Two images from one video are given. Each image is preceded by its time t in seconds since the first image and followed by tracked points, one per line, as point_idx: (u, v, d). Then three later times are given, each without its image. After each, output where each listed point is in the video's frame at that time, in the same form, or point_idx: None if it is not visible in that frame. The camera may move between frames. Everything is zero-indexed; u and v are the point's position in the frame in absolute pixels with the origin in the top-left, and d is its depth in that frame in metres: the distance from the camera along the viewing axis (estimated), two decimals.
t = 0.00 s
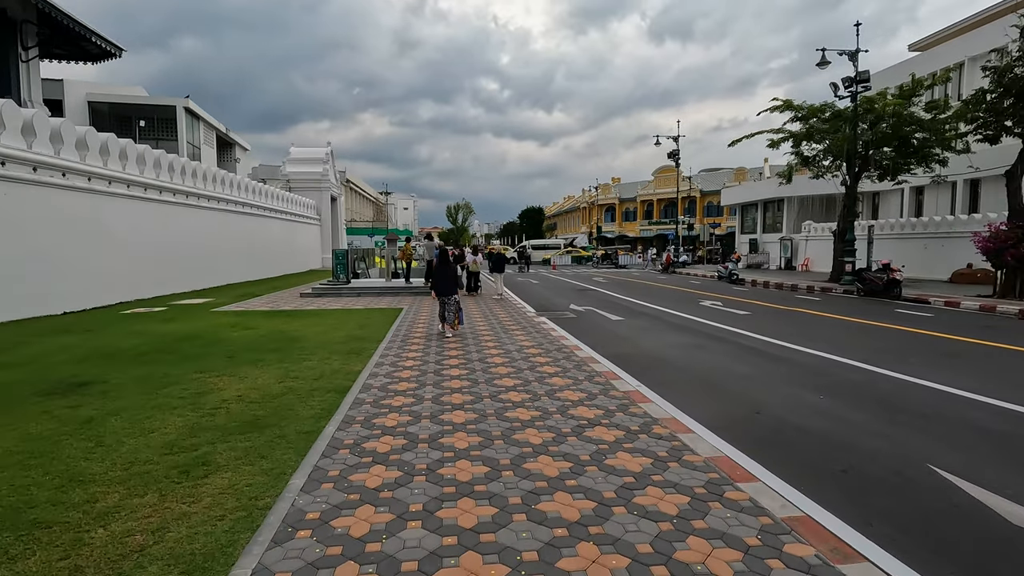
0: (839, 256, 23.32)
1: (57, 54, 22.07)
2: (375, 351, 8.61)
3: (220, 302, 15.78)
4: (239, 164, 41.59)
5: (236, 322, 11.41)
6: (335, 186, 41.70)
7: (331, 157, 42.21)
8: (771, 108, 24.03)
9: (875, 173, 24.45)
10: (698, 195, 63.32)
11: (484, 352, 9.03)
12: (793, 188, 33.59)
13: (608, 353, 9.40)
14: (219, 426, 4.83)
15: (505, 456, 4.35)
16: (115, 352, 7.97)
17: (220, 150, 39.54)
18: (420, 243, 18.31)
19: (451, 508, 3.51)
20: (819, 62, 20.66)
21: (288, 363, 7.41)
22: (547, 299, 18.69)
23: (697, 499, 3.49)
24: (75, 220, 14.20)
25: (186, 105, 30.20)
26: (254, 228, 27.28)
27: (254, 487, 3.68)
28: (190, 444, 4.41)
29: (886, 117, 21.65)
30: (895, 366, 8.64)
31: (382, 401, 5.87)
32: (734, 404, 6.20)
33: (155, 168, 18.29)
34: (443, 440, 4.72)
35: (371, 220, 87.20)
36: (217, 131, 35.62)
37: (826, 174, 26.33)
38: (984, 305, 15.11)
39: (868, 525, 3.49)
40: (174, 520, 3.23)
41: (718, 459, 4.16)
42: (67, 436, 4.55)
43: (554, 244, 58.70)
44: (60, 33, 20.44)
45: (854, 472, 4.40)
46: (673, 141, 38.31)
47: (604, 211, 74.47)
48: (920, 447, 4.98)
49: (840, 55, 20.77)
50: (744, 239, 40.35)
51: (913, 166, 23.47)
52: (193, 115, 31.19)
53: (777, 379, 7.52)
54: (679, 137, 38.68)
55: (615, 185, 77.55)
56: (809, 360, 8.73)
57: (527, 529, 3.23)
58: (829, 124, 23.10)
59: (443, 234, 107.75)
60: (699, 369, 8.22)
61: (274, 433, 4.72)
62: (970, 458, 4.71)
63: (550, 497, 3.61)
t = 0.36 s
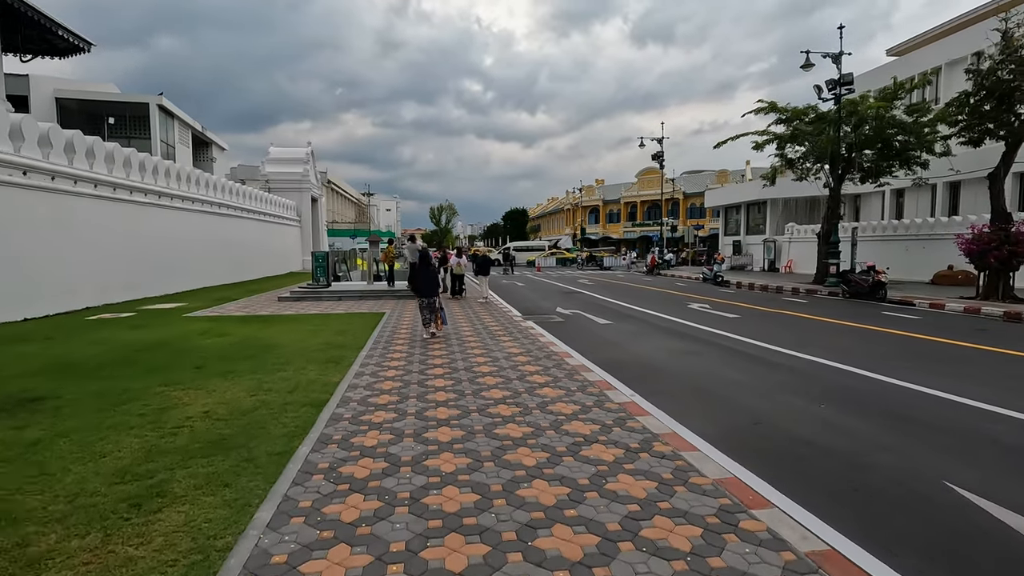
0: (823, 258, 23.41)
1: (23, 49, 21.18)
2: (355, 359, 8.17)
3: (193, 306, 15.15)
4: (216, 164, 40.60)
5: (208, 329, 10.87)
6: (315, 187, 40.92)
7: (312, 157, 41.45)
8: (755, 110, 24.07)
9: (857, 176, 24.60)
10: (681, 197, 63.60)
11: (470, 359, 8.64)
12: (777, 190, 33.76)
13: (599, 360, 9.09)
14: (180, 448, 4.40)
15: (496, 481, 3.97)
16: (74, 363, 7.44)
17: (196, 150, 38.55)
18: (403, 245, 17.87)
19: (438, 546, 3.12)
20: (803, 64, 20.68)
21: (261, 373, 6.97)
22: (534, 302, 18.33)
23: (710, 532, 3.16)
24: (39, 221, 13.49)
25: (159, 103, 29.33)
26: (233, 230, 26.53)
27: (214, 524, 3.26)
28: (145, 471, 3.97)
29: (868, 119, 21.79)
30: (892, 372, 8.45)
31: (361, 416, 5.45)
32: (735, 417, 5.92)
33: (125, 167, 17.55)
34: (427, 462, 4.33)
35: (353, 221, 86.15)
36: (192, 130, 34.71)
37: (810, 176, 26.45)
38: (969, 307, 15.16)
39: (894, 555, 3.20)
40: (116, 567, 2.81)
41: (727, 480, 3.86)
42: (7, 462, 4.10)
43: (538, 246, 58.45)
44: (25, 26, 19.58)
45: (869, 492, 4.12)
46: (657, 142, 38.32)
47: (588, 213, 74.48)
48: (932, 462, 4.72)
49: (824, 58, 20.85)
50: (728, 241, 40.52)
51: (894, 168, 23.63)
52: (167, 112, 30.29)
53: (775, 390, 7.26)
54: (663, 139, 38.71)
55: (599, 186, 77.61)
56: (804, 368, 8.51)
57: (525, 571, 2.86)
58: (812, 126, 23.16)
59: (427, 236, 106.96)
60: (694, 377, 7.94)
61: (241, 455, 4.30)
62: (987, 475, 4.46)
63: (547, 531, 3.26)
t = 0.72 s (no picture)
0: (807, 258, 23.45)
1: None
2: (332, 364, 7.73)
3: (164, 308, 14.49)
4: (192, 161, 39.55)
5: (177, 332, 10.31)
6: (296, 185, 40.09)
7: (292, 155, 40.62)
8: (740, 110, 24.02)
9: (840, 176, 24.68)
10: (665, 197, 63.83)
11: (454, 363, 8.23)
12: (760, 190, 33.88)
13: (587, 362, 8.77)
14: (129, 471, 3.94)
15: (482, 504, 3.59)
16: (22, 372, 6.87)
17: (171, 146, 37.52)
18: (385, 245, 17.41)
19: None
20: (788, 64, 20.63)
21: (229, 382, 6.49)
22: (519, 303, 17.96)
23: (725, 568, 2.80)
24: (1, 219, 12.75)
25: (131, 97, 28.38)
26: (211, 229, 25.76)
27: (157, 564, 2.83)
28: (85, 498, 3.52)
29: (852, 119, 21.87)
30: (887, 375, 8.25)
31: (334, 430, 5.02)
32: (732, 423, 5.62)
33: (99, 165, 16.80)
34: (405, 484, 3.92)
35: (335, 220, 85.01)
36: (166, 126, 33.72)
37: (793, 176, 26.51)
38: (954, 307, 15.18)
39: None
40: None
41: (734, 501, 3.53)
42: None
43: (522, 246, 58.13)
44: None
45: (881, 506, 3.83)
46: (641, 142, 38.22)
47: (573, 213, 74.39)
48: (943, 472, 4.44)
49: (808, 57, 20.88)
50: (711, 241, 40.63)
51: (877, 168, 23.73)
52: (140, 107, 29.34)
53: (771, 393, 6.98)
54: (648, 138, 38.63)
55: (583, 186, 77.55)
56: (798, 369, 8.26)
57: None
58: (796, 126, 23.16)
59: (410, 236, 106.05)
60: (686, 380, 7.65)
61: (198, 478, 3.86)
62: (1005, 486, 4.18)
63: (541, 567, 2.88)
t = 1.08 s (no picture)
0: (795, 256, 23.43)
1: None
2: (312, 369, 7.33)
3: (137, 308, 13.90)
4: (170, 156, 38.53)
5: (148, 334, 9.80)
6: (278, 181, 39.27)
7: (274, 151, 39.78)
8: (729, 107, 23.89)
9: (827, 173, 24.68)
10: (651, 194, 63.89)
11: (442, 366, 7.84)
12: (748, 187, 33.84)
13: (579, 365, 8.46)
14: (77, 496, 3.52)
15: (474, 531, 3.23)
16: None
17: (148, 141, 36.50)
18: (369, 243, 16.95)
19: None
20: (777, 60, 20.47)
21: (199, 390, 6.07)
22: (507, 302, 17.63)
23: None
24: None
25: (105, 89, 27.44)
26: (188, 225, 25.01)
27: None
28: (22, 531, 3.10)
29: (840, 117, 21.83)
30: (886, 376, 8.06)
31: (312, 443, 4.63)
32: (737, 434, 5.33)
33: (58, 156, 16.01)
34: (389, 507, 3.55)
35: (319, 217, 83.97)
36: (143, 120, 32.74)
37: (781, 173, 26.46)
38: (942, 305, 15.16)
39: None
40: None
41: (750, 526, 3.23)
42: None
43: (509, 243, 57.74)
44: None
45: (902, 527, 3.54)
46: (629, 139, 38.02)
47: (559, 210, 74.17)
48: (961, 486, 4.17)
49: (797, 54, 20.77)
50: (698, 238, 40.62)
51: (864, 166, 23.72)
52: (114, 99, 28.40)
53: (772, 399, 6.71)
54: (635, 135, 38.44)
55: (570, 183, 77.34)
56: (797, 373, 8.01)
57: None
58: (785, 123, 23.06)
59: (396, 234, 105.11)
60: (684, 385, 7.37)
61: (154, 504, 3.45)
62: None
63: None
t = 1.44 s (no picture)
0: (788, 254, 23.30)
1: None
2: (298, 374, 6.89)
3: (115, 309, 13.35)
4: (153, 152, 37.66)
5: (124, 337, 9.30)
6: (264, 179, 38.54)
7: (260, 147, 39.06)
8: (723, 104, 23.71)
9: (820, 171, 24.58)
10: (642, 193, 63.83)
11: (435, 370, 7.42)
12: (740, 186, 33.77)
13: (579, 367, 8.12)
14: (23, 530, 3.09)
15: (478, 566, 2.83)
16: None
17: (130, 137, 35.62)
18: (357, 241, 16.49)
19: None
20: (771, 57, 20.28)
21: (175, 399, 5.62)
22: (499, 301, 17.24)
23: None
24: None
25: (84, 83, 26.64)
26: (172, 223, 24.35)
27: None
28: None
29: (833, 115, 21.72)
30: (896, 378, 7.77)
31: (295, 460, 4.21)
32: (753, 446, 5.04)
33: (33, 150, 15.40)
34: (381, 537, 3.14)
35: (307, 215, 83.06)
36: (124, 115, 31.90)
37: (774, 171, 26.34)
38: (939, 304, 15.01)
39: None
40: None
41: (791, 558, 2.89)
42: None
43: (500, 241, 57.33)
44: None
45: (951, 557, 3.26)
46: (621, 137, 37.77)
47: (550, 209, 73.90)
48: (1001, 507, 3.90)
49: (791, 50, 20.61)
50: (690, 237, 40.50)
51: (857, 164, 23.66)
52: (93, 93, 27.60)
53: (781, 404, 6.44)
54: (627, 133, 38.20)
55: (560, 182, 77.11)
56: (802, 375, 7.74)
57: None
58: (779, 121, 22.92)
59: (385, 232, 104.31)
60: (689, 389, 7.07)
61: (112, 538, 3.03)
62: None
63: None
